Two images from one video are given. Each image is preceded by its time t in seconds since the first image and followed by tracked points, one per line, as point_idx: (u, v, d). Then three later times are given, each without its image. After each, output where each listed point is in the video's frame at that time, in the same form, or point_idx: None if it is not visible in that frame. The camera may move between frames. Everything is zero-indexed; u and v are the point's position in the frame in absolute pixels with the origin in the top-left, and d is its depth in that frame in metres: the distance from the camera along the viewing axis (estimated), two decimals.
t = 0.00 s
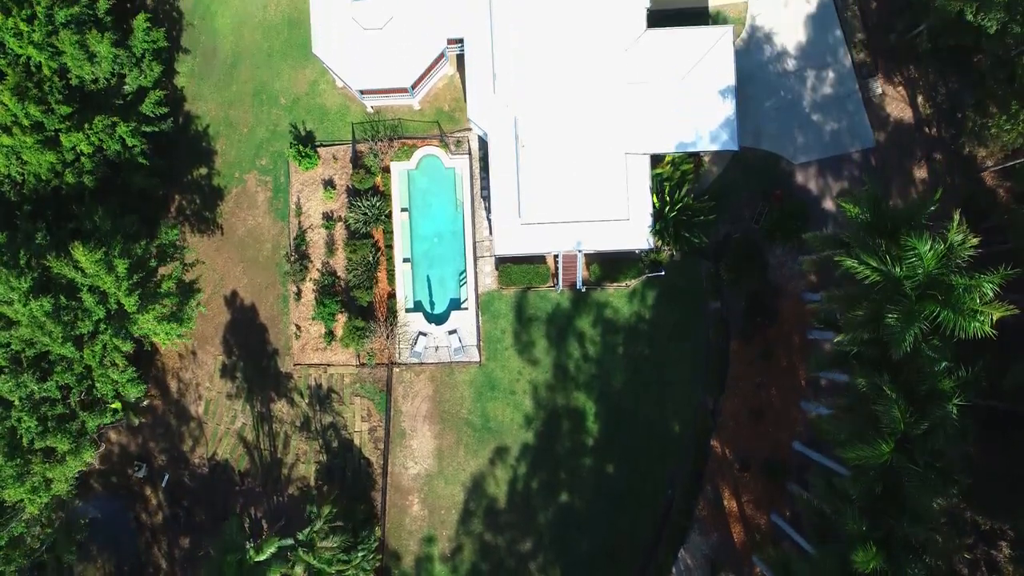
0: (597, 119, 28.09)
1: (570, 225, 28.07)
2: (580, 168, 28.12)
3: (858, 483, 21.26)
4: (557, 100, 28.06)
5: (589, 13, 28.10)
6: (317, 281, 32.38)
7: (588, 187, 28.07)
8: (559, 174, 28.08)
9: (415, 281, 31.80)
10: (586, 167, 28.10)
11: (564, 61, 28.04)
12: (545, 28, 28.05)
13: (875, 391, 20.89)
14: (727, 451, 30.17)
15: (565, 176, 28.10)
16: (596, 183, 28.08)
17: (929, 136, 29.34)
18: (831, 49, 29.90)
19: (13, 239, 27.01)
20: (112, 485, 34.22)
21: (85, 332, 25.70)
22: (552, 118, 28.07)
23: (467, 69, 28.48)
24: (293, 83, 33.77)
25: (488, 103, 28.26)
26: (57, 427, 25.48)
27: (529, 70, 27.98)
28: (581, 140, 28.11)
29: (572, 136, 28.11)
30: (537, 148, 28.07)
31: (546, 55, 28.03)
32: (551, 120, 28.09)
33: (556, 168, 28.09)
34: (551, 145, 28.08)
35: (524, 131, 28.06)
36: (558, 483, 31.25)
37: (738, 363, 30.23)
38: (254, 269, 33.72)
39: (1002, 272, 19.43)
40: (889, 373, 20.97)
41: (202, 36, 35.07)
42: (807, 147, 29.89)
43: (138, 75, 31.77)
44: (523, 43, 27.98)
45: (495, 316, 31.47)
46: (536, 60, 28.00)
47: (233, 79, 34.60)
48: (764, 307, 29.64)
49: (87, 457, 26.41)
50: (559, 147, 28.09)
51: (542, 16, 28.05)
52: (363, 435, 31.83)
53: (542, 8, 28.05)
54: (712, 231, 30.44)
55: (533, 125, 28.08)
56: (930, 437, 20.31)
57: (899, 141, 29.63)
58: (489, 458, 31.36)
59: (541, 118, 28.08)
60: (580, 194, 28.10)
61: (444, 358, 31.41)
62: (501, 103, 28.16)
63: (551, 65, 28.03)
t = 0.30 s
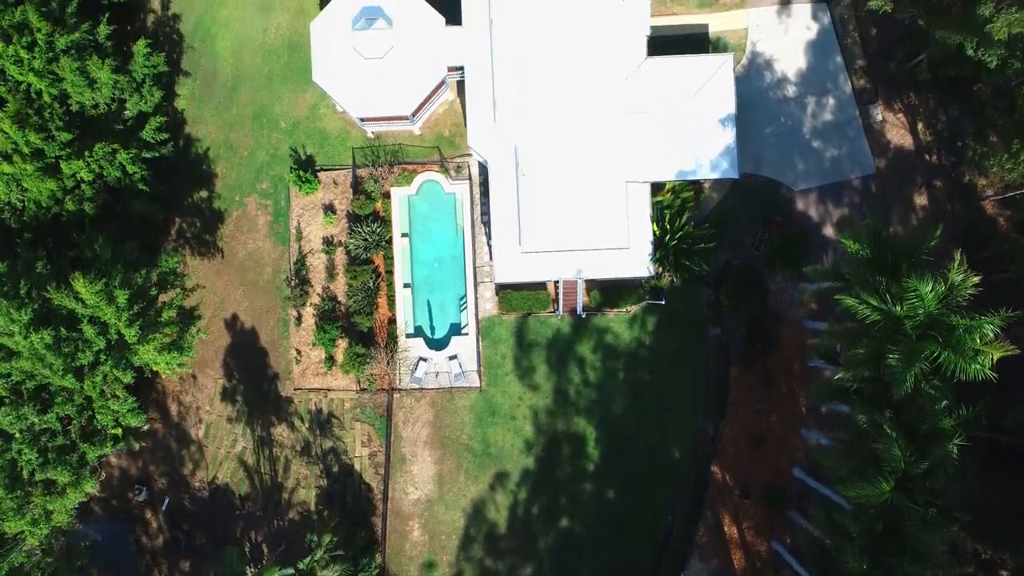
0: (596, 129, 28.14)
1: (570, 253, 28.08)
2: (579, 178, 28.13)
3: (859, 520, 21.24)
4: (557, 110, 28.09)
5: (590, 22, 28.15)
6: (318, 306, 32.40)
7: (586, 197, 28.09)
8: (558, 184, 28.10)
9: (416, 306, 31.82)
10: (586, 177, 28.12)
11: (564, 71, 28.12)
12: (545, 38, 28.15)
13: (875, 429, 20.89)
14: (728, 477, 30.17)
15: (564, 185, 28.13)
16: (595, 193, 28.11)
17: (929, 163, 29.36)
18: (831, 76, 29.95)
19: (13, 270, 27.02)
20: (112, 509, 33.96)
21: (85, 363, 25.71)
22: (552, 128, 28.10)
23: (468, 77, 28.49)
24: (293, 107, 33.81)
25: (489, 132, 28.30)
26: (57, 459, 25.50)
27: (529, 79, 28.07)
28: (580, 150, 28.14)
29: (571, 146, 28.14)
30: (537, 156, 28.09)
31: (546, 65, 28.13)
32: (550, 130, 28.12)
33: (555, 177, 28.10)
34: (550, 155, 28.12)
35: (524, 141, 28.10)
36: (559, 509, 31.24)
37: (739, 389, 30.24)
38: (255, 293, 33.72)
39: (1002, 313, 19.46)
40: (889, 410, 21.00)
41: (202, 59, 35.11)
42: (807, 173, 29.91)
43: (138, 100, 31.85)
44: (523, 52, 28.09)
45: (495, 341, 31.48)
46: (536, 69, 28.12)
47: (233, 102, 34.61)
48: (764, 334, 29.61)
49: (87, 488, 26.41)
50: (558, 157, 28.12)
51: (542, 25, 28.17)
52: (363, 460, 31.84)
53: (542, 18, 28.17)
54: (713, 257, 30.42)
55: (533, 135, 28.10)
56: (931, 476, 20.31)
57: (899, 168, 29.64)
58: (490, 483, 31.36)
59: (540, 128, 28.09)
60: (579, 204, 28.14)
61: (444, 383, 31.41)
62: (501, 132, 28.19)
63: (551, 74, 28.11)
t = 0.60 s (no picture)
0: (597, 131, 28.03)
1: (570, 282, 28.05)
2: (580, 180, 28.06)
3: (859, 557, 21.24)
4: (557, 111, 27.97)
5: (590, 23, 27.95)
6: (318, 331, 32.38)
7: (588, 199, 28.02)
8: (559, 187, 28.02)
9: (416, 331, 31.80)
10: (587, 179, 28.07)
11: (564, 73, 27.97)
12: (545, 37, 27.98)
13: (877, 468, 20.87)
14: (728, 504, 30.18)
15: (564, 187, 28.06)
16: (597, 195, 28.05)
17: (929, 191, 29.38)
18: (832, 102, 29.93)
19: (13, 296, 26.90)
20: (112, 532, 33.70)
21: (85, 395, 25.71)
22: (552, 130, 27.97)
23: (467, 77, 28.42)
24: (293, 131, 33.81)
25: (489, 161, 28.24)
26: (57, 490, 25.50)
27: (529, 79, 27.94)
28: (581, 153, 28.06)
29: (572, 148, 28.04)
30: (537, 157, 27.96)
31: (546, 65, 27.99)
32: (550, 132, 28.00)
33: (555, 179, 28.03)
34: (550, 157, 28.02)
35: (524, 142, 27.94)
36: (559, 534, 31.21)
37: (739, 416, 30.24)
38: (255, 317, 33.69)
39: (1003, 356, 19.46)
40: (890, 448, 21.00)
41: (202, 82, 35.08)
42: (807, 200, 29.90)
43: (139, 125, 31.90)
44: (523, 51, 27.95)
45: (495, 367, 31.46)
46: (536, 69, 27.98)
47: (233, 125, 34.60)
48: (765, 361, 29.61)
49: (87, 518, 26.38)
50: (559, 160, 28.03)
51: (542, 24, 27.97)
52: (364, 485, 31.84)
53: (542, 17, 27.97)
54: (714, 283, 30.39)
55: (533, 136, 27.97)
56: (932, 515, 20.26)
57: (899, 195, 29.63)
58: (490, 509, 31.33)
59: (540, 130, 27.96)
60: (579, 206, 28.08)
61: (444, 409, 31.40)
62: (502, 161, 28.12)
63: (551, 75, 27.97)
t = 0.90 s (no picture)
0: (597, 144, 28.02)
1: (570, 312, 28.03)
2: (579, 193, 28.07)
3: None
4: (557, 124, 28.01)
5: (590, 35, 27.98)
6: (318, 357, 32.37)
7: (588, 212, 28.05)
8: (558, 200, 28.05)
9: (416, 357, 31.76)
10: (586, 192, 28.08)
11: (563, 86, 27.99)
12: (545, 47, 28.01)
13: (878, 508, 20.86)
14: (728, 531, 30.19)
15: (563, 199, 28.07)
16: (596, 208, 28.08)
17: (929, 219, 29.42)
18: (833, 129, 29.94)
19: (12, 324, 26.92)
20: (113, 556, 33.55)
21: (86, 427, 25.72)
22: (552, 143, 28.01)
23: (467, 89, 28.39)
24: (294, 155, 33.83)
25: (489, 190, 28.24)
26: (57, 523, 25.56)
27: (529, 91, 27.98)
28: (580, 166, 28.05)
29: (571, 161, 28.04)
30: (537, 170, 27.98)
31: (545, 76, 28.01)
32: (550, 144, 28.04)
33: (555, 192, 28.04)
34: (549, 169, 28.04)
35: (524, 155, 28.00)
36: (560, 560, 31.17)
37: (739, 443, 30.27)
38: (256, 341, 33.65)
39: (1004, 398, 19.49)
40: (891, 487, 21.00)
41: (203, 104, 35.07)
42: (808, 228, 29.90)
43: (140, 152, 31.90)
44: (523, 62, 27.99)
45: (496, 393, 31.46)
46: (536, 79, 28.01)
47: (234, 149, 34.60)
48: (765, 389, 29.70)
49: (87, 551, 26.38)
50: (559, 173, 28.04)
51: (542, 36, 28.00)
52: (364, 511, 31.84)
53: (542, 29, 28.00)
54: (714, 310, 30.39)
55: (533, 149, 28.01)
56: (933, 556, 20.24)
57: (900, 223, 29.66)
58: (491, 535, 31.32)
59: (539, 142, 28.01)
60: (579, 218, 28.12)
61: (445, 435, 31.39)
62: (502, 190, 28.11)
63: (551, 87, 28.00)
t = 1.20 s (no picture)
0: (597, 155, 27.87)
1: (570, 341, 28.02)
2: (579, 204, 27.97)
3: None
4: (557, 140, 27.82)
5: (589, 46, 27.85)
6: (319, 382, 32.39)
7: (587, 224, 28.06)
8: (558, 212, 27.94)
9: (417, 383, 31.74)
10: (586, 204, 27.99)
11: (563, 96, 27.83)
12: (545, 57, 27.82)
13: (879, 547, 20.83)
14: (729, 558, 30.20)
15: (563, 211, 27.96)
16: (595, 221, 28.08)
17: (929, 247, 29.45)
18: (833, 156, 29.93)
19: (13, 356, 27.08)
20: None
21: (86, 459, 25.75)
22: (551, 154, 27.84)
23: (468, 100, 28.49)
24: (294, 180, 33.85)
25: (490, 219, 28.33)
26: (56, 556, 25.62)
27: (529, 100, 27.78)
28: (580, 177, 27.87)
29: (571, 172, 27.86)
30: (536, 180, 27.78)
31: (546, 87, 27.84)
32: (550, 155, 27.87)
33: (554, 204, 27.91)
34: (549, 179, 27.85)
35: (523, 165, 27.83)
36: None
37: (740, 470, 30.27)
38: (256, 365, 33.57)
39: (1005, 442, 19.49)
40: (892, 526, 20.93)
41: (203, 128, 35.01)
42: (808, 256, 29.88)
43: (140, 179, 31.85)
44: (523, 71, 27.79)
45: (496, 420, 31.46)
46: (536, 89, 27.83)
47: (234, 173, 34.56)
48: (766, 418, 29.63)
49: None
50: (559, 184, 27.86)
51: (542, 45, 27.81)
52: (365, 537, 31.85)
53: (542, 37, 27.82)
54: (715, 338, 30.39)
55: (532, 160, 27.85)
56: None
57: (900, 251, 29.66)
58: (492, 561, 31.30)
59: (539, 153, 27.85)
60: (578, 230, 28.08)
61: (445, 462, 31.38)
62: (503, 220, 28.11)
63: (550, 97, 27.81)
